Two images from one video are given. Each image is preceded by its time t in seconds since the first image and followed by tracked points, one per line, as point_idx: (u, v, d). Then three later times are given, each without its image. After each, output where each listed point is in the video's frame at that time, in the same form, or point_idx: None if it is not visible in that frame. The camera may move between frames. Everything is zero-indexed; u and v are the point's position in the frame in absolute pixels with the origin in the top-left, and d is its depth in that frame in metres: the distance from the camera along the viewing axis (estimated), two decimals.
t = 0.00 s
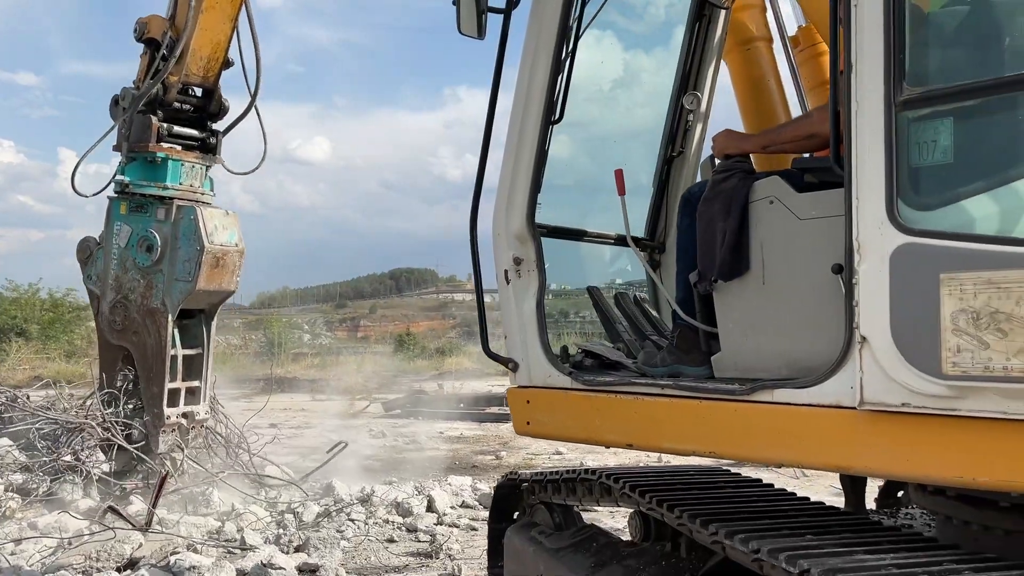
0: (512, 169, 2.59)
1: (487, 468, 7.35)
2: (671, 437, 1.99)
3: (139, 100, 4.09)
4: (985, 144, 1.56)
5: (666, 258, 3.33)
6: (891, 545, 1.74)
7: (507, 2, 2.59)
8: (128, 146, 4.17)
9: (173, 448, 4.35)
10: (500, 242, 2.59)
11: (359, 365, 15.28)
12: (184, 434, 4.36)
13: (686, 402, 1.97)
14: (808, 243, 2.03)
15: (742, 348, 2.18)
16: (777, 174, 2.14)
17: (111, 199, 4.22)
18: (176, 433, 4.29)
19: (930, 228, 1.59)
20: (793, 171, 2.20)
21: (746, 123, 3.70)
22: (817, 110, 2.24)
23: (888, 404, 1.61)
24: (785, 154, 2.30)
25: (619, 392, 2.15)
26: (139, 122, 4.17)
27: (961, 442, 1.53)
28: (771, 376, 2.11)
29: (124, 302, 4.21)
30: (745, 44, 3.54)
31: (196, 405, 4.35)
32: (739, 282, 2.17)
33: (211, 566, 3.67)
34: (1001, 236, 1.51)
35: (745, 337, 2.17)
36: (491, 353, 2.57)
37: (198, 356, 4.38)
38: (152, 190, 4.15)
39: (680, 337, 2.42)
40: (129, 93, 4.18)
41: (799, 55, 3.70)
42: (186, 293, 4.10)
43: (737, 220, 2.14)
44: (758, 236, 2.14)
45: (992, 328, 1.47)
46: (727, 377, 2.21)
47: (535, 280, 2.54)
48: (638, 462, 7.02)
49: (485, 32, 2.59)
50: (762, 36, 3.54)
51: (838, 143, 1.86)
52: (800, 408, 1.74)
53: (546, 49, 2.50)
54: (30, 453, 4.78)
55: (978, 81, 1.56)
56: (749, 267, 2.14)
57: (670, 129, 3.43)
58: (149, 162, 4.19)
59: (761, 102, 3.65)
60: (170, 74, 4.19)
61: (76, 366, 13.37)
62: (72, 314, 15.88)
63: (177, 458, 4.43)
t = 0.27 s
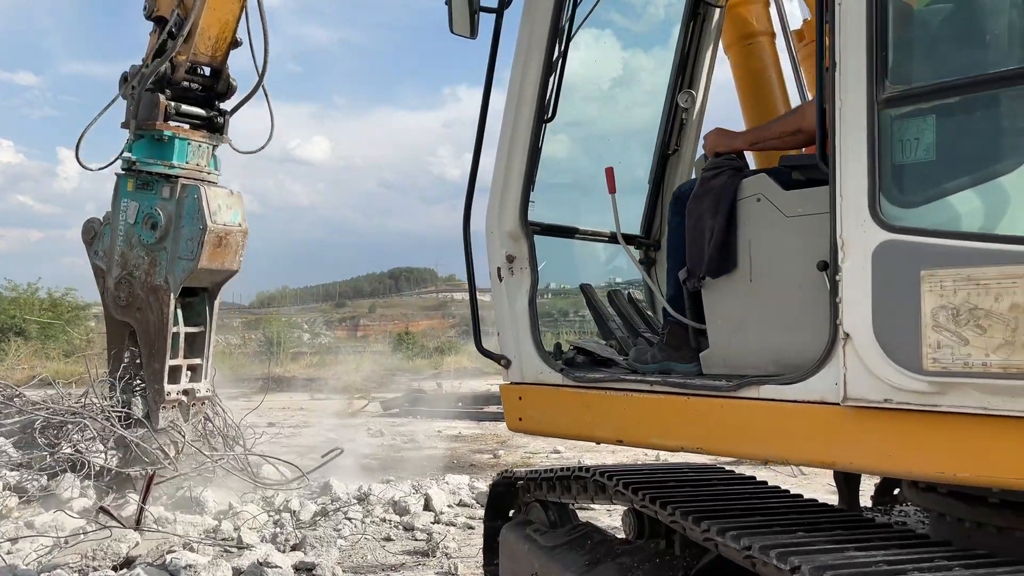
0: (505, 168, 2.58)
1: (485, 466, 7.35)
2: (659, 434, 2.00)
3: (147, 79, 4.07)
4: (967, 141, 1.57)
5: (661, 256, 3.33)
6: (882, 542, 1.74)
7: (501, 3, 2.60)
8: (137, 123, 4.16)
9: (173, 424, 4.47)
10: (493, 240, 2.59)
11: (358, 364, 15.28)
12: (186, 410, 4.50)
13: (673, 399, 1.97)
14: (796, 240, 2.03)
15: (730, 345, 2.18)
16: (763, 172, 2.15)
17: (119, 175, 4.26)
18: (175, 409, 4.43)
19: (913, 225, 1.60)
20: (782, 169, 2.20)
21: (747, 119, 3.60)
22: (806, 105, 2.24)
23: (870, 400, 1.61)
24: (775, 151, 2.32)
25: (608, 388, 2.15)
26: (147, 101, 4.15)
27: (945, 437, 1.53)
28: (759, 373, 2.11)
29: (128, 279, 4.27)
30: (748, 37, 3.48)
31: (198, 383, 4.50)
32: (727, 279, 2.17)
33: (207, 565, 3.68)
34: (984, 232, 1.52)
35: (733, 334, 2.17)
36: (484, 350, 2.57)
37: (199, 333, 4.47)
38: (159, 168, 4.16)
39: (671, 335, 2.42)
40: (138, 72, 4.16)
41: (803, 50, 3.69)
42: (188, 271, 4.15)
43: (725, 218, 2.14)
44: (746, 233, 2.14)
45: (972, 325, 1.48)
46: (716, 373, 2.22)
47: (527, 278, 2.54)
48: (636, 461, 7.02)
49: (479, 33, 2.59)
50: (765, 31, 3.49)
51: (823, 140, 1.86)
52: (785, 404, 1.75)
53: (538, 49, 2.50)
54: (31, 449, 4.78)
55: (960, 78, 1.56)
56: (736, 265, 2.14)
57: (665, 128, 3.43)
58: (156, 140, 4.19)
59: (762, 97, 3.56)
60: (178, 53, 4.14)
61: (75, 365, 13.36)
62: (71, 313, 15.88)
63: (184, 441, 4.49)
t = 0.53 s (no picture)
0: (503, 170, 2.58)
1: (486, 466, 7.34)
2: (654, 436, 1.99)
3: (161, 73, 4.06)
4: (958, 144, 1.55)
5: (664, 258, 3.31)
6: (883, 547, 1.73)
7: (499, 6, 2.59)
8: (151, 117, 4.13)
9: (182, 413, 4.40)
10: (492, 242, 2.59)
11: (360, 363, 15.27)
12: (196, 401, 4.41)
13: (668, 402, 1.96)
14: (790, 243, 2.02)
15: (724, 348, 2.17)
16: (757, 175, 2.14)
17: (134, 168, 4.21)
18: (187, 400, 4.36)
19: (903, 228, 1.59)
20: (776, 171, 2.20)
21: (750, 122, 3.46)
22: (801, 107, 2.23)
23: (860, 402, 1.60)
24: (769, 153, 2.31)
25: (604, 391, 2.15)
26: (162, 95, 4.13)
27: (936, 441, 1.51)
28: (753, 376, 2.10)
29: (144, 271, 4.21)
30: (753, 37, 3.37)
31: (211, 373, 4.42)
32: (721, 282, 2.16)
33: (207, 565, 3.67)
34: (974, 236, 1.50)
35: (728, 336, 2.16)
36: (482, 352, 2.56)
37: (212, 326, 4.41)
38: (174, 161, 4.14)
39: (669, 338, 2.41)
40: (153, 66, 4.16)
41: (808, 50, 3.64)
42: (200, 264, 4.09)
43: (719, 220, 2.14)
44: (740, 236, 2.13)
45: (958, 328, 1.47)
46: (710, 376, 2.21)
47: (526, 281, 2.53)
48: (638, 460, 7.01)
49: (477, 37, 2.59)
50: (770, 30, 3.38)
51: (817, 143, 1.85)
52: (776, 408, 1.74)
53: (536, 53, 2.50)
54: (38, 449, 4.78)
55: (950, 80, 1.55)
56: (731, 267, 2.14)
57: (667, 130, 3.42)
58: (171, 133, 4.16)
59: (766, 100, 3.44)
60: (192, 48, 4.13)
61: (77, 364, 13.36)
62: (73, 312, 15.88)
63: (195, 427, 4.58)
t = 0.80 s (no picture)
0: (507, 171, 2.56)
1: (490, 467, 7.33)
2: (655, 438, 1.98)
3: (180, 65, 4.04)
4: (957, 146, 1.54)
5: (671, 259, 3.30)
6: (890, 551, 1.71)
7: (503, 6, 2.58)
8: (168, 108, 4.11)
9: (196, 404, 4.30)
10: (496, 243, 2.58)
11: (364, 363, 15.28)
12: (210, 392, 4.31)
13: (669, 404, 1.95)
14: (790, 244, 2.01)
15: (725, 350, 2.15)
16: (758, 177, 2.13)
17: (152, 159, 4.23)
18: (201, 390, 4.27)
19: (901, 231, 1.57)
20: (779, 173, 2.18)
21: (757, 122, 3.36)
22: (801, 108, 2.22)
23: (858, 405, 1.58)
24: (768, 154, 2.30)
25: (606, 392, 2.14)
26: (180, 87, 4.12)
27: (934, 445, 1.49)
28: (754, 378, 2.08)
29: (160, 261, 4.22)
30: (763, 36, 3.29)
31: (224, 364, 4.34)
32: (721, 284, 2.15)
33: (211, 566, 3.67)
34: (973, 239, 1.48)
35: (729, 339, 2.15)
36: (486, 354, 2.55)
37: (227, 317, 4.35)
38: (190, 153, 4.12)
39: (671, 340, 2.40)
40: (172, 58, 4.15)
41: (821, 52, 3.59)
42: (214, 255, 4.08)
43: (720, 222, 2.12)
44: (741, 237, 2.11)
45: (955, 331, 1.45)
46: (711, 378, 2.19)
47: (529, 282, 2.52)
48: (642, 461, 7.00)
49: (481, 39, 2.58)
50: (781, 30, 3.29)
51: (816, 146, 1.84)
52: (776, 411, 1.72)
53: (539, 54, 2.49)
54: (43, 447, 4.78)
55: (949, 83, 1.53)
56: (732, 269, 2.12)
57: (672, 133, 3.41)
58: (188, 125, 4.14)
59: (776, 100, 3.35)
60: (210, 40, 4.11)
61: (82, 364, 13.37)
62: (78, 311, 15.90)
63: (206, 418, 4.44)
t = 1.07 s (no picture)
0: (516, 171, 2.56)
1: (496, 466, 7.32)
2: (664, 438, 1.97)
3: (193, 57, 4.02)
4: (968, 146, 1.53)
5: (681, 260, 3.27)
6: (902, 554, 1.71)
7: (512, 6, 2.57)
8: (183, 99, 4.13)
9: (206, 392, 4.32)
10: (505, 242, 2.58)
11: (370, 362, 15.29)
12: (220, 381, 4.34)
13: (678, 403, 1.95)
14: (800, 244, 2.00)
15: (733, 350, 2.15)
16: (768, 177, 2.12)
17: (167, 148, 4.25)
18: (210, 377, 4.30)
19: (912, 231, 1.56)
20: (789, 174, 2.18)
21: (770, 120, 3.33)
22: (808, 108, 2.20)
23: (868, 407, 1.57)
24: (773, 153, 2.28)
25: (615, 393, 2.13)
26: (194, 77, 4.11)
27: (946, 447, 1.48)
28: (763, 379, 2.07)
29: (172, 250, 4.24)
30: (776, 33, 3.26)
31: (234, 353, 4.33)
32: (730, 284, 2.14)
33: (219, 564, 3.68)
34: (985, 240, 1.47)
35: (738, 339, 2.14)
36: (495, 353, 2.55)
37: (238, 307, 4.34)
38: (203, 143, 4.13)
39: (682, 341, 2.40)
40: (187, 47, 4.13)
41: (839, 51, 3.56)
42: (224, 244, 4.07)
43: (729, 222, 2.12)
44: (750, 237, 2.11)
45: (967, 332, 1.44)
46: (720, 378, 2.18)
47: (539, 281, 2.51)
48: (649, 461, 6.98)
49: (491, 39, 2.57)
50: (795, 27, 3.26)
51: (826, 146, 1.83)
52: (784, 411, 1.72)
53: (550, 54, 2.48)
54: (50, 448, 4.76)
55: (959, 82, 1.52)
56: (741, 269, 2.11)
57: (683, 132, 3.40)
58: (202, 115, 4.15)
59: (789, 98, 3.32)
60: (224, 31, 4.06)
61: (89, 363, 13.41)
62: (85, 310, 15.95)
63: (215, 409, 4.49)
